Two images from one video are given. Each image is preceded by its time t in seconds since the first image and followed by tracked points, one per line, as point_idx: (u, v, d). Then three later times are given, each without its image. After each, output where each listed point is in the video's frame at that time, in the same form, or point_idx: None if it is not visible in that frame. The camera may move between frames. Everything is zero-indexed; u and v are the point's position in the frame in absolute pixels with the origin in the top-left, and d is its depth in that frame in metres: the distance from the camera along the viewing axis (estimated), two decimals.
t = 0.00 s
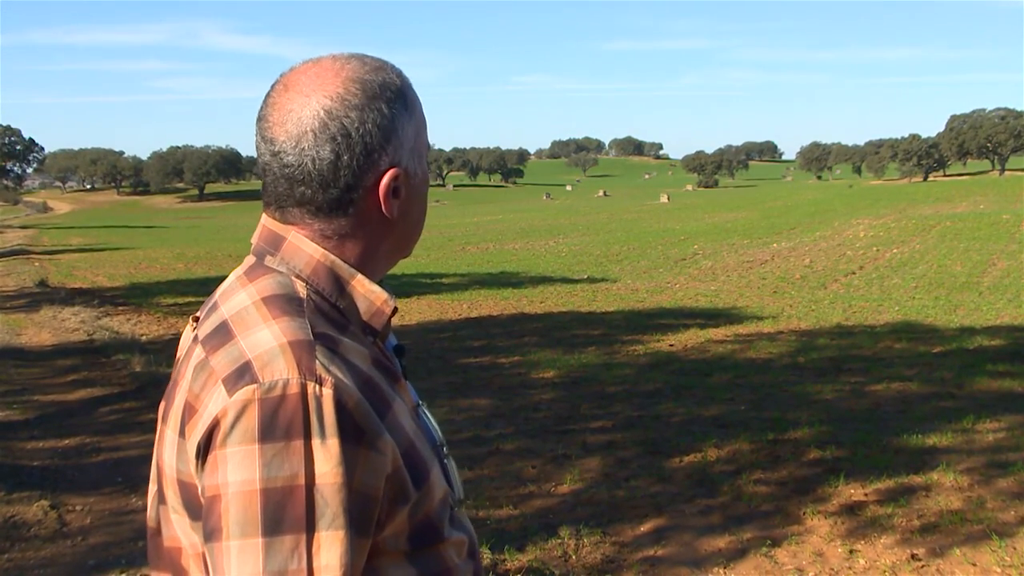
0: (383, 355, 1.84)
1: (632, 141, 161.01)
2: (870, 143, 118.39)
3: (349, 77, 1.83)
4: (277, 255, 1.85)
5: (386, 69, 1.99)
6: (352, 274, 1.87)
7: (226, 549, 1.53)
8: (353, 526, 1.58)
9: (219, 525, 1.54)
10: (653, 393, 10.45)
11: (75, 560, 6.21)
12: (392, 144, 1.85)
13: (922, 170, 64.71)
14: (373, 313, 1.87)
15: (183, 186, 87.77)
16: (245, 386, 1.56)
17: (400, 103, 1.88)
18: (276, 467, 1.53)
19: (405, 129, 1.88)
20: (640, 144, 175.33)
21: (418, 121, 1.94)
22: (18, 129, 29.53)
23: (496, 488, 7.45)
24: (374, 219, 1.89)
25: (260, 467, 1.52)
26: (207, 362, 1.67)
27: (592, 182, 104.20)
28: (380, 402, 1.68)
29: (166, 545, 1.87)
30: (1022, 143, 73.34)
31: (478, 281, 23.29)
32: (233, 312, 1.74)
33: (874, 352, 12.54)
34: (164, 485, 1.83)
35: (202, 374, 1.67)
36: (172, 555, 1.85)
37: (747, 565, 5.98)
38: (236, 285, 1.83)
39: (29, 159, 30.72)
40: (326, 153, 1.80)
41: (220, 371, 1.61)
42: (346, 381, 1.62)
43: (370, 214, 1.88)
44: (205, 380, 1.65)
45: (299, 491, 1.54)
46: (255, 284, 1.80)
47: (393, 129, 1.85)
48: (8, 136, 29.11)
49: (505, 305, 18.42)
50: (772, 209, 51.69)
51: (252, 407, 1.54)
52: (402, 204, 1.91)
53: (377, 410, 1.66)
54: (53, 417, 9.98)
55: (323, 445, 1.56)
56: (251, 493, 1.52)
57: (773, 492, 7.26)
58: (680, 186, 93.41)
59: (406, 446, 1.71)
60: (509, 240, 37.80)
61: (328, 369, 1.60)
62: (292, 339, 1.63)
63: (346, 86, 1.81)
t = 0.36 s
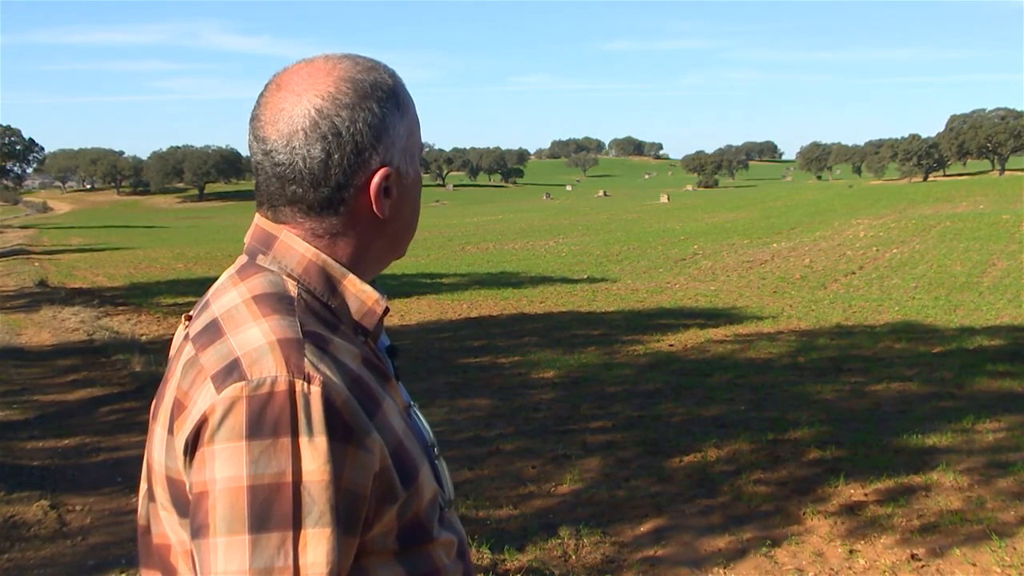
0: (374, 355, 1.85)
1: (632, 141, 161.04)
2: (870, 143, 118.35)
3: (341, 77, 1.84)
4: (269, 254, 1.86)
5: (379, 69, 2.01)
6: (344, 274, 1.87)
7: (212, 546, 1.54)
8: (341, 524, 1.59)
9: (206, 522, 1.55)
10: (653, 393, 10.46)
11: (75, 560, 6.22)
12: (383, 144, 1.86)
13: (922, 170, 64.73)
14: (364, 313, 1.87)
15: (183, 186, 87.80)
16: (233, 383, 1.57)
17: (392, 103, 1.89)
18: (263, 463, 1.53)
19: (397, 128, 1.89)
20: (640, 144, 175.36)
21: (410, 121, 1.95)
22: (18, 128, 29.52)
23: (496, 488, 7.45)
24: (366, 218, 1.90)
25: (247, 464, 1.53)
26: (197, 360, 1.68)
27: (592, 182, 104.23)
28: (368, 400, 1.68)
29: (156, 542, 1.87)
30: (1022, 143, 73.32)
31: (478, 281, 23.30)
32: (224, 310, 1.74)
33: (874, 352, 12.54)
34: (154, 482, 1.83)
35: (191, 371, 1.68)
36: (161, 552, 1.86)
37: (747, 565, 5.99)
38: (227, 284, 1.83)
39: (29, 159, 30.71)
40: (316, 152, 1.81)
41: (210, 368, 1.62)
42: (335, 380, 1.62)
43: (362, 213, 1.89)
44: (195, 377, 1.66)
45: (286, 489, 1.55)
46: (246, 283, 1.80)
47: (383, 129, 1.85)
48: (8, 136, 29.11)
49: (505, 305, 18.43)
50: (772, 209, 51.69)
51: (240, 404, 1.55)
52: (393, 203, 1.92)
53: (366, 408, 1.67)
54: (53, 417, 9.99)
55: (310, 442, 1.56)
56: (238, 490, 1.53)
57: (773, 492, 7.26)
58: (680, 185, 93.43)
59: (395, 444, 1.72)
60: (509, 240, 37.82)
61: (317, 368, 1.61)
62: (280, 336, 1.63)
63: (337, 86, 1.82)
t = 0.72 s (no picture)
0: (365, 355, 1.84)
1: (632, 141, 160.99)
2: (870, 144, 118.35)
3: (330, 77, 1.85)
4: (260, 255, 1.86)
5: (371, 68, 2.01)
6: (336, 274, 1.87)
7: (203, 547, 1.54)
8: (330, 525, 1.59)
9: (197, 523, 1.55)
10: (653, 393, 10.46)
11: (75, 561, 6.22)
12: (373, 143, 1.86)
13: (922, 170, 64.78)
14: (356, 313, 1.87)
15: (182, 186, 87.80)
16: (223, 383, 1.57)
17: (382, 102, 1.89)
18: (253, 464, 1.53)
19: (387, 127, 1.89)
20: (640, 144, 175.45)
21: (401, 119, 1.95)
22: (18, 129, 29.51)
23: (497, 488, 7.45)
24: (358, 218, 1.90)
25: (236, 465, 1.53)
26: (187, 361, 1.68)
27: (592, 182, 104.20)
28: (359, 400, 1.68)
29: (149, 543, 1.87)
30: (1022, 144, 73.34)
31: (479, 281, 23.30)
32: (215, 311, 1.74)
33: (874, 352, 12.55)
34: (146, 483, 1.84)
35: (182, 372, 1.68)
36: (154, 553, 1.85)
37: (747, 565, 5.99)
38: (218, 284, 1.84)
39: (30, 159, 30.70)
40: (307, 152, 1.81)
41: (200, 367, 1.63)
42: (326, 380, 1.62)
43: (354, 213, 1.89)
44: (186, 377, 1.66)
45: (275, 490, 1.55)
46: (238, 283, 1.80)
47: (373, 128, 1.85)
48: (8, 136, 29.10)
49: (505, 305, 18.44)
50: (772, 209, 51.67)
51: (229, 404, 1.55)
52: (384, 202, 1.92)
53: (357, 409, 1.67)
54: (53, 417, 9.99)
55: (300, 442, 1.56)
56: (228, 490, 1.53)
57: (773, 492, 7.26)
58: (680, 186, 93.47)
59: (386, 444, 1.71)
60: (509, 240, 37.82)
61: (306, 368, 1.61)
62: (270, 337, 1.63)
63: (326, 85, 1.82)
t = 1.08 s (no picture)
0: (360, 356, 1.84)
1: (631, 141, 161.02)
2: (870, 144, 118.42)
3: (324, 77, 1.84)
4: (256, 255, 1.85)
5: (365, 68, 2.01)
6: (331, 274, 1.87)
7: (199, 547, 1.53)
8: (326, 525, 1.58)
9: (193, 523, 1.54)
10: (653, 393, 10.46)
11: (75, 561, 6.21)
12: (367, 144, 1.85)
13: (921, 170, 64.83)
14: (352, 314, 1.86)
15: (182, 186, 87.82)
16: (218, 384, 1.56)
17: (376, 103, 1.88)
18: (249, 465, 1.53)
19: (381, 128, 1.88)
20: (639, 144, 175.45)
21: (395, 119, 1.94)
22: (17, 128, 29.49)
23: (496, 488, 7.45)
24: (352, 218, 1.89)
25: (232, 465, 1.52)
26: (182, 362, 1.67)
27: (592, 183, 104.23)
28: (356, 401, 1.68)
29: (143, 545, 1.86)
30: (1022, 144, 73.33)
31: (478, 281, 23.31)
32: (210, 312, 1.74)
33: (874, 352, 12.55)
34: (141, 484, 1.82)
35: (177, 372, 1.67)
36: (148, 555, 1.84)
37: (747, 565, 5.98)
38: (213, 285, 1.83)
39: (29, 159, 30.67)
40: (300, 152, 1.80)
41: (197, 366, 1.62)
42: (322, 380, 1.62)
43: (348, 213, 1.88)
44: (181, 378, 1.65)
45: (271, 491, 1.54)
46: (233, 284, 1.80)
47: (366, 128, 1.84)
48: (8, 136, 29.08)
49: (505, 305, 18.44)
50: (772, 209, 51.66)
51: (225, 406, 1.54)
52: (378, 204, 1.92)
53: (353, 409, 1.66)
54: (53, 417, 9.98)
55: (297, 443, 1.55)
56: (224, 491, 1.52)
57: (773, 492, 7.26)
58: (680, 185, 93.52)
59: (383, 444, 1.71)
60: (509, 240, 37.84)
61: (302, 369, 1.60)
62: (266, 337, 1.63)
63: (320, 85, 1.81)
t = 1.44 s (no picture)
0: (360, 357, 1.84)
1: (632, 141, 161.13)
2: (870, 144, 118.47)
3: (325, 77, 1.84)
4: (256, 256, 1.85)
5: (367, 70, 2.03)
6: (332, 275, 1.87)
7: (199, 548, 1.53)
8: (325, 526, 1.58)
9: (193, 523, 1.55)
10: (653, 393, 10.46)
11: (75, 561, 6.21)
12: (369, 144, 1.85)
13: (921, 170, 64.91)
14: (351, 315, 1.87)
15: (182, 186, 87.87)
16: (218, 385, 1.56)
17: (377, 103, 1.88)
18: (249, 465, 1.53)
19: (381, 128, 1.88)
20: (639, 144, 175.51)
21: (395, 119, 1.94)
22: (17, 129, 29.47)
23: (496, 489, 7.45)
24: (351, 219, 1.89)
25: (233, 466, 1.53)
26: (183, 362, 1.67)
27: (592, 183, 104.30)
28: (357, 400, 1.68)
29: (142, 544, 1.86)
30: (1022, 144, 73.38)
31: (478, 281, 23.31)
32: (210, 312, 1.74)
33: (874, 352, 12.56)
34: (139, 484, 1.82)
35: (177, 373, 1.67)
36: (147, 554, 1.84)
37: (747, 565, 5.98)
38: (214, 285, 1.83)
39: (29, 159, 30.69)
40: (300, 152, 1.81)
41: (199, 364, 1.62)
42: (323, 381, 1.62)
43: (347, 213, 1.88)
44: (181, 378, 1.65)
45: (271, 492, 1.54)
46: (234, 284, 1.80)
47: (366, 128, 1.84)
48: (8, 136, 29.07)
49: (506, 305, 18.45)
50: (773, 210, 51.67)
51: (225, 406, 1.54)
52: (380, 204, 1.92)
53: (354, 410, 1.66)
54: (53, 417, 9.99)
55: (297, 443, 1.55)
56: (224, 491, 1.52)
57: (773, 492, 7.26)
58: (680, 186, 93.59)
59: (382, 445, 1.71)
60: (509, 240, 37.88)
61: (303, 369, 1.60)
62: (266, 338, 1.63)
63: (321, 85, 1.82)
